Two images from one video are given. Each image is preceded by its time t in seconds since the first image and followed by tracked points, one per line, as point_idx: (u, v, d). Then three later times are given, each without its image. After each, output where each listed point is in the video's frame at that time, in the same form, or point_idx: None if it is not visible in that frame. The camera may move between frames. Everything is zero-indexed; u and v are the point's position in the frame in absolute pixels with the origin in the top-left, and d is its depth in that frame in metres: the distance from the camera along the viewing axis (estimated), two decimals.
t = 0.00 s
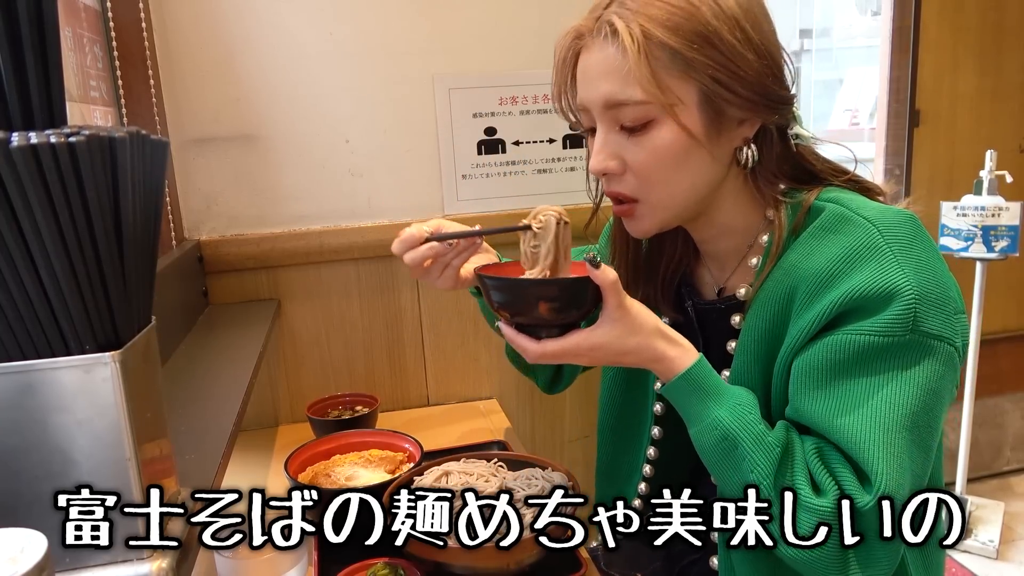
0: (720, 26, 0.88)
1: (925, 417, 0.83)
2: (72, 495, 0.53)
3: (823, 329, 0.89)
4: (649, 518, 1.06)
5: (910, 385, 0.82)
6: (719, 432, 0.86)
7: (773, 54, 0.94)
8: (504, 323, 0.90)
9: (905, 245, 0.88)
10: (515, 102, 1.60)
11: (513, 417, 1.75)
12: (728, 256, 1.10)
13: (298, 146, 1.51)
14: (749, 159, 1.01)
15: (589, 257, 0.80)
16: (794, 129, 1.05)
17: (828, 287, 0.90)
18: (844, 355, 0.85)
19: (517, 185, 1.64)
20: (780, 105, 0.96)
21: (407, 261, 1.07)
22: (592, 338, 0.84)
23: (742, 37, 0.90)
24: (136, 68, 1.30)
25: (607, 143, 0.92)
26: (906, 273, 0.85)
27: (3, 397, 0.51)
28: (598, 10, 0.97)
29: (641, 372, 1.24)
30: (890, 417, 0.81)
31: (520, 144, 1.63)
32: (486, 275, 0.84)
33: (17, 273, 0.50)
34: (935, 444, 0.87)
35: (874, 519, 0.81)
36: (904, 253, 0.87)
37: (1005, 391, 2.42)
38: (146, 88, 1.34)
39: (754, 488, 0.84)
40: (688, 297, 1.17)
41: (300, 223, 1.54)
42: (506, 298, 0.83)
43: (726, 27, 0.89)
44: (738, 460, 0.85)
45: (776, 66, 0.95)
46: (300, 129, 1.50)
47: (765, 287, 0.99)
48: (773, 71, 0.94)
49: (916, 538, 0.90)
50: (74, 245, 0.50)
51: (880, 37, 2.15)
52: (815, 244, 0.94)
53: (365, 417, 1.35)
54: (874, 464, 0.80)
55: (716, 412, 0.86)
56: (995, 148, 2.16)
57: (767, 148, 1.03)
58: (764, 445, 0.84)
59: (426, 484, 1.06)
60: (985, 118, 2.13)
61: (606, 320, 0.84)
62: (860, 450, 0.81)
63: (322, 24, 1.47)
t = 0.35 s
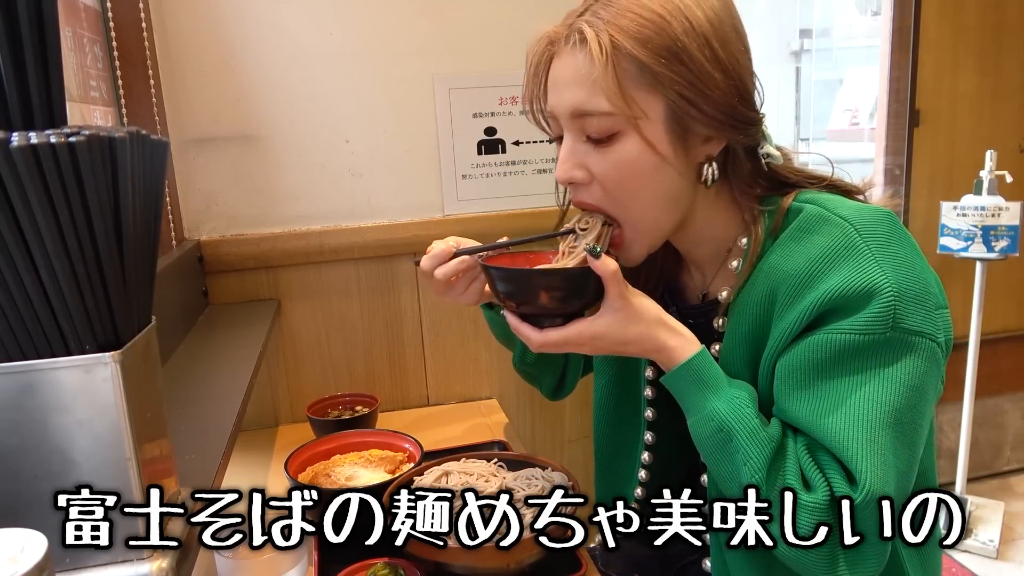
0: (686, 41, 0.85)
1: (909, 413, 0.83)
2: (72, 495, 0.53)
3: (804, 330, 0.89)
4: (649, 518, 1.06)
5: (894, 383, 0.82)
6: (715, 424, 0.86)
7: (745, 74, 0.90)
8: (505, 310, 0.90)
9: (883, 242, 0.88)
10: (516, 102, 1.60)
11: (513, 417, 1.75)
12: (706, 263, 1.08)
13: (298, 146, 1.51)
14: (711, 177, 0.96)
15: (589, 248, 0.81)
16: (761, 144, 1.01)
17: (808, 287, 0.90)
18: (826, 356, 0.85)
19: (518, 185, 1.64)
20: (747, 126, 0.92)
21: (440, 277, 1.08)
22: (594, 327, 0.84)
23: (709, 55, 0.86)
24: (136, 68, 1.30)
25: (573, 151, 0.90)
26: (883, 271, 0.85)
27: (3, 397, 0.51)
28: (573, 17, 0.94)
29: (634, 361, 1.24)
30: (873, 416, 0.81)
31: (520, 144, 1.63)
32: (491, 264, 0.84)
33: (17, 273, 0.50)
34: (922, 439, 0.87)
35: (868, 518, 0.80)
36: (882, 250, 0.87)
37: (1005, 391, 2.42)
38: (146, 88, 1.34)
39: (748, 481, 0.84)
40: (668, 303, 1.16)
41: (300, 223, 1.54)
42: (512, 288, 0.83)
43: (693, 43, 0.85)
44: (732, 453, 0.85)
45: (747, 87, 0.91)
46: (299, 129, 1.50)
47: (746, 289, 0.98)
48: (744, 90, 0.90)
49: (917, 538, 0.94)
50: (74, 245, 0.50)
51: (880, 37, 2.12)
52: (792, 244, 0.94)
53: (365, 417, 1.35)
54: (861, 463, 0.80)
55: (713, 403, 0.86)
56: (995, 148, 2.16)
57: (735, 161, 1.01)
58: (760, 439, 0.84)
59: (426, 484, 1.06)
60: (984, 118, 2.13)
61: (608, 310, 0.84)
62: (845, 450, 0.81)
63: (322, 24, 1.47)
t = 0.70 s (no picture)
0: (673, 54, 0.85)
1: (905, 416, 0.83)
2: (72, 495, 0.53)
3: (799, 333, 0.89)
4: (649, 518, 1.06)
5: (890, 386, 0.82)
6: (709, 430, 0.86)
7: (732, 83, 0.90)
8: (497, 317, 0.90)
9: (879, 246, 0.88)
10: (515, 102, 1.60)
11: (513, 417, 1.75)
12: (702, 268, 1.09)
13: (298, 146, 1.51)
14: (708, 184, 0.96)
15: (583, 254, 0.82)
16: (756, 147, 1.01)
17: (803, 290, 0.90)
18: (823, 359, 0.85)
19: (518, 185, 1.64)
20: (739, 134, 0.93)
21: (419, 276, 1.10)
22: (587, 333, 0.85)
23: (696, 67, 0.86)
24: (136, 68, 1.30)
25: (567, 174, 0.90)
26: (880, 274, 0.85)
27: (3, 397, 0.51)
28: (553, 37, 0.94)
29: (632, 367, 1.24)
30: (870, 420, 0.81)
31: (520, 144, 1.63)
32: (483, 271, 0.84)
33: (17, 273, 0.50)
34: (919, 441, 0.87)
35: (866, 522, 0.80)
36: (878, 254, 0.87)
37: (1005, 391, 2.42)
38: (146, 88, 1.34)
39: (744, 486, 0.84)
40: (665, 306, 1.17)
41: (300, 223, 1.54)
42: (504, 294, 0.83)
43: (680, 55, 0.85)
44: (727, 458, 0.86)
45: (735, 96, 0.91)
46: (299, 129, 1.50)
47: (741, 293, 0.98)
48: (732, 101, 0.91)
49: (917, 538, 0.94)
50: (74, 245, 0.50)
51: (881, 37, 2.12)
52: (787, 247, 0.94)
53: (365, 417, 1.35)
54: (857, 467, 0.80)
55: (707, 409, 0.86)
56: (995, 148, 2.16)
57: (729, 168, 1.00)
58: (755, 445, 0.85)
59: (426, 484, 1.06)
60: (985, 118, 2.13)
61: (602, 316, 0.85)
62: (842, 454, 0.81)
63: (322, 24, 1.47)
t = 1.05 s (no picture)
0: (671, 59, 0.85)
1: (910, 418, 0.83)
2: (72, 495, 0.53)
3: (804, 334, 0.89)
4: (649, 518, 1.06)
5: (896, 388, 0.82)
6: (712, 431, 0.86)
7: (731, 85, 0.90)
8: (499, 317, 0.90)
9: (885, 247, 0.88)
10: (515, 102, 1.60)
11: (513, 417, 1.75)
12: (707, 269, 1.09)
13: (298, 146, 1.51)
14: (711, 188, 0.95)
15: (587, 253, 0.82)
16: (757, 148, 1.01)
17: (808, 290, 0.89)
18: (828, 360, 0.84)
19: (517, 185, 1.64)
20: (742, 135, 0.93)
21: (386, 252, 1.15)
22: (589, 333, 0.84)
23: (696, 72, 0.86)
24: (136, 68, 1.30)
25: (571, 186, 0.90)
26: (886, 275, 0.85)
27: (3, 397, 0.51)
28: (547, 50, 0.95)
29: (631, 367, 1.24)
30: (874, 422, 0.81)
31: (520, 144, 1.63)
32: (484, 269, 0.84)
33: (17, 272, 0.50)
34: (923, 443, 0.87)
35: (869, 523, 0.80)
36: (884, 255, 0.87)
37: (1005, 391, 2.42)
38: (146, 88, 1.34)
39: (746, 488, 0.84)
40: (666, 307, 1.18)
41: (300, 223, 1.54)
42: (505, 293, 0.83)
43: (679, 61, 0.85)
44: (730, 459, 0.85)
45: (735, 98, 0.91)
46: (299, 129, 1.50)
47: (745, 293, 0.98)
48: (732, 103, 0.90)
49: (916, 538, 0.94)
50: (74, 246, 0.50)
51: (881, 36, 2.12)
52: (791, 247, 0.93)
53: (365, 417, 1.35)
54: (861, 469, 0.80)
55: (710, 410, 0.86)
56: (995, 148, 2.16)
57: (733, 171, 1.00)
58: (758, 446, 0.84)
59: (426, 484, 1.06)
60: (985, 118, 2.13)
61: (604, 316, 0.84)
62: (846, 455, 0.81)
63: (322, 24, 1.47)
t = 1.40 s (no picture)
0: (673, 58, 0.85)
1: (913, 419, 0.83)
2: (72, 495, 0.53)
3: (807, 335, 0.89)
4: (649, 518, 1.06)
5: (898, 389, 0.82)
6: (713, 432, 0.86)
7: (734, 80, 0.90)
8: (498, 320, 0.90)
9: (888, 248, 0.88)
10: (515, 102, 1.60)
11: (513, 417, 1.75)
12: (708, 265, 1.09)
13: (298, 145, 1.51)
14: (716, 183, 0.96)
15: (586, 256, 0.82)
16: (759, 143, 1.00)
17: (811, 291, 0.89)
18: (831, 361, 0.84)
19: (518, 185, 1.64)
20: (747, 131, 0.94)
21: (387, 251, 1.16)
22: (590, 336, 0.84)
23: (698, 70, 0.87)
24: (136, 68, 1.30)
25: (575, 187, 0.89)
26: (889, 276, 0.85)
27: (3, 397, 0.51)
28: (548, 51, 0.95)
29: (632, 368, 1.24)
30: (878, 423, 0.81)
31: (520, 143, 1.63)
32: (481, 273, 0.84)
33: (17, 272, 0.50)
34: (925, 444, 0.87)
35: (871, 525, 0.80)
36: (887, 256, 0.87)
37: (1005, 391, 2.42)
38: (146, 88, 1.34)
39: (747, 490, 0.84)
40: (667, 307, 1.18)
41: (300, 223, 1.54)
42: (503, 297, 0.83)
43: (681, 59, 0.85)
44: (731, 462, 0.85)
45: (738, 93, 0.91)
46: (299, 129, 1.50)
47: (748, 294, 0.98)
48: (736, 99, 0.91)
49: (917, 538, 0.94)
50: (75, 246, 0.50)
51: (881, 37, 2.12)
52: (795, 248, 0.93)
53: (365, 417, 1.35)
54: (864, 470, 0.80)
55: (711, 412, 0.86)
56: (995, 148, 2.16)
57: (737, 166, 1.01)
58: (759, 448, 0.84)
59: (426, 484, 1.06)
60: (985, 118, 2.13)
61: (605, 319, 0.84)
62: (849, 457, 0.81)
63: (322, 23, 1.47)
